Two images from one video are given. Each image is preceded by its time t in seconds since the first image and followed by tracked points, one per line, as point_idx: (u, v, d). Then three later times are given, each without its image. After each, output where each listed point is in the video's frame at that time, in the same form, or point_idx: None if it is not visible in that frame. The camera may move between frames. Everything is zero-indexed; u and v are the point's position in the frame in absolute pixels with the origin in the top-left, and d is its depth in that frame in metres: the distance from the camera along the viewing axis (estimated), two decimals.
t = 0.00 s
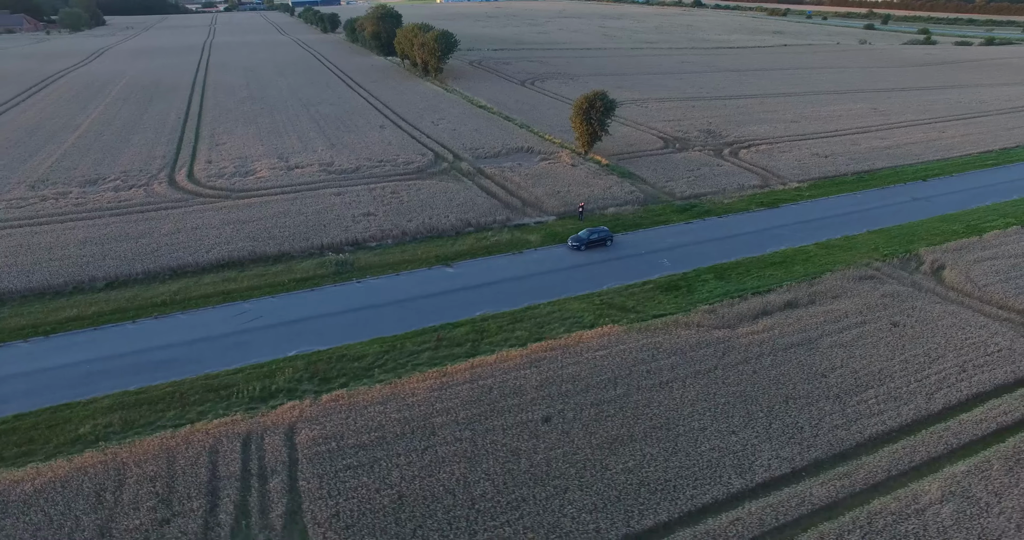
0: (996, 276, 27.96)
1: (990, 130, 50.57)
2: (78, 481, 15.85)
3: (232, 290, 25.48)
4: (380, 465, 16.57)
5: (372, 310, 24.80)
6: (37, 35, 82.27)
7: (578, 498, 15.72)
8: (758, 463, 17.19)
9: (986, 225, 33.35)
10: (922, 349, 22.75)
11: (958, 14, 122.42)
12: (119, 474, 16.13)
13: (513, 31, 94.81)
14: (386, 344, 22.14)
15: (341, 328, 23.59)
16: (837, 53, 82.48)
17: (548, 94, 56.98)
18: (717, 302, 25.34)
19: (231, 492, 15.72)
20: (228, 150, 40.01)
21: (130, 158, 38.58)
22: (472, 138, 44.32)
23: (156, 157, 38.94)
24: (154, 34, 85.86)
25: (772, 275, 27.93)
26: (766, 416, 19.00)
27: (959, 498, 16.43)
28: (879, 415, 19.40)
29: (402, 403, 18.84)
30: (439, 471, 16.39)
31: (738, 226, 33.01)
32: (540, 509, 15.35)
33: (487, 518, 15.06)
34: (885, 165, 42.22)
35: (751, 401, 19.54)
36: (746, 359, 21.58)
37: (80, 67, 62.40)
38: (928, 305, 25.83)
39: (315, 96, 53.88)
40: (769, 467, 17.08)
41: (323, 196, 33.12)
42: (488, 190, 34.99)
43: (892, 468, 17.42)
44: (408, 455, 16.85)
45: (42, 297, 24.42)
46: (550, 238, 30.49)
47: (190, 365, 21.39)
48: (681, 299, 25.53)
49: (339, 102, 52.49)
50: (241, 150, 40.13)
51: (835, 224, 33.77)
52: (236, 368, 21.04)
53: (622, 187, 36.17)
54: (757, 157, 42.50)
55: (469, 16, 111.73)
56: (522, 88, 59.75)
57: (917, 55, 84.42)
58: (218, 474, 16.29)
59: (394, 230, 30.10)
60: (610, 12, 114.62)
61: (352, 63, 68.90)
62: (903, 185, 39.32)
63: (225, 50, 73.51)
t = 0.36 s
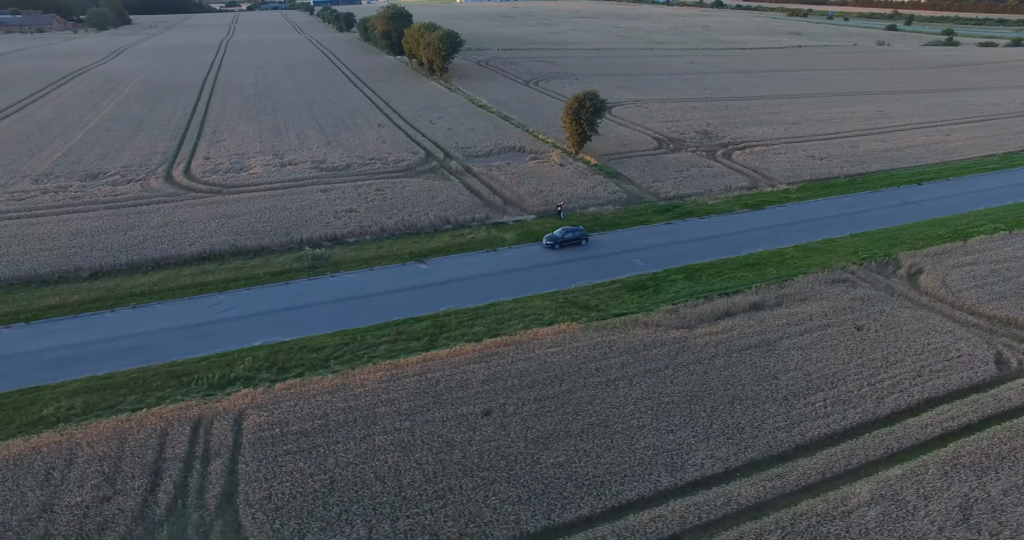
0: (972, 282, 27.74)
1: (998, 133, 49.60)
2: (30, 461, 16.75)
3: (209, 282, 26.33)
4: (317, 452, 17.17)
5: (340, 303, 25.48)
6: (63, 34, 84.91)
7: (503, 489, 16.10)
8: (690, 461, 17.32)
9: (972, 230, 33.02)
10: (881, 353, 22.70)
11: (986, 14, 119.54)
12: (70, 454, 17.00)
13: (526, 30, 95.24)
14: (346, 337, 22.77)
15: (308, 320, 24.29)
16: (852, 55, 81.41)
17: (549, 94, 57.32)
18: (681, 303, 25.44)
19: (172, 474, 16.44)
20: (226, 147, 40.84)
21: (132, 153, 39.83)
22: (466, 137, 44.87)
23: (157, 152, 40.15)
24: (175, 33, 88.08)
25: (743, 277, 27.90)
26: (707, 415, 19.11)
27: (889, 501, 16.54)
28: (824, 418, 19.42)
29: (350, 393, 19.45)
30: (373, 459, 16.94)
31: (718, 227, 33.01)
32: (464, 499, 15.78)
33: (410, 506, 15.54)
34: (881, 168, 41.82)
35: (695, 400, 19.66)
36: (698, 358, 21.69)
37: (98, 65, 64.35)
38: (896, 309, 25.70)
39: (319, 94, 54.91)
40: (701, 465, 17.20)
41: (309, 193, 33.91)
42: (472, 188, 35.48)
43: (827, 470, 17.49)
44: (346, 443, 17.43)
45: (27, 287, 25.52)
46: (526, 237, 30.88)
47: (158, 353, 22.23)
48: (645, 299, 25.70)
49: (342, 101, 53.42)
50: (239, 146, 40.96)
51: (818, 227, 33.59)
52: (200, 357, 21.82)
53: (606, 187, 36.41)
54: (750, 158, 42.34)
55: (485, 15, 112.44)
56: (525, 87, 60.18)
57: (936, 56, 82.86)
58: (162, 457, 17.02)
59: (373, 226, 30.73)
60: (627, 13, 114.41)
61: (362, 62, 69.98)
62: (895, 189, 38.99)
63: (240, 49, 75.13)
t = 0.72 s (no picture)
0: (959, 293, 27.19)
1: (1018, 138, 48.22)
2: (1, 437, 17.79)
3: (196, 273, 27.30)
4: (267, 438, 17.84)
5: (320, 296, 26.18)
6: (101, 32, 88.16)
7: (438, 481, 16.54)
8: (630, 461, 17.43)
9: (970, 239, 32.29)
10: (850, 362, 22.41)
11: None
12: (38, 432, 17.99)
13: (548, 31, 95.54)
14: (318, 328, 23.45)
15: (286, 311, 25.06)
16: (878, 59, 79.82)
17: (559, 94, 57.58)
18: (653, 305, 25.46)
19: (128, 454, 17.24)
20: (235, 143, 41.87)
21: (145, 147, 41.34)
22: (469, 137, 45.44)
23: (169, 146, 41.59)
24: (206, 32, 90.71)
25: (722, 281, 27.74)
26: (657, 417, 19.12)
27: (828, 510, 16.41)
28: (777, 423, 19.27)
29: (309, 382, 20.09)
30: (319, 447, 17.54)
31: (707, 230, 32.84)
32: (399, 489, 16.28)
33: (346, 493, 16.09)
34: (887, 174, 41.09)
35: (647, 402, 19.73)
36: (659, 360, 21.71)
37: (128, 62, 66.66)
38: (875, 318, 25.32)
39: (333, 92, 56.10)
40: (641, 466, 17.29)
41: (306, 189, 34.83)
42: (465, 187, 35.96)
43: (771, 477, 17.37)
44: (296, 430, 18.08)
45: (27, 273, 26.81)
46: (511, 236, 31.23)
47: (138, 338, 23.20)
48: (618, 301, 25.81)
49: (353, 99, 54.51)
50: (247, 143, 41.97)
51: (811, 232, 33.19)
52: (176, 343, 22.71)
53: (600, 188, 36.54)
54: (752, 162, 42.00)
55: (511, 15, 113.09)
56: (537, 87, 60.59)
57: (969, 59, 80.57)
58: (122, 437, 17.85)
59: (362, 222, 31.43)
60: (653, 14, 113.97)
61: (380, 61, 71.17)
62: (898, 195, 38.28)
63: (265, 47, 77.06)
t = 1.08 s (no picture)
0: (968, 310, 26.05)
1: None
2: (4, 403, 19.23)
3: (206, 259, 28.61)
4: (239, 418, 18.75)
5: (318, 286, 27.09)
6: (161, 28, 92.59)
7: (390, 469, 17.13)
8: (583, 462, 17.56)
9: (993, 254, 30.89)
10: (835, 376, 21.82)
11: None
12: (36, 400, 19.36)
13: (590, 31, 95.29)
14: (308, 317, 24.32)
15: (283, 298, 26.06)
16: (931, 64, 76.80)
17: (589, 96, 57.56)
18: (640, 309, 25.37)
19: (112, 425, 18.40)
20: (263, 137, 43.55)
21: (180, 139, 43.41)
22: (490, 136, 45.98)
23: (202, 138, 43.55)
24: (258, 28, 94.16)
25: (717, 288, 27.38)
26: (620, 420, 19.15)
27: (779, 524, 16.11)
28: (744, 433, 18.97)
29: (288, 368, 20.96)
30: (285, 430, 18.37)
31: (712, 236, 32.41)
32: (352, 474, 16.93)
33: (302, 475, 16.87)
34: (916, 185, 39.69)
35: (613, 405, 19.75)
36: (635, 364, 21.66)
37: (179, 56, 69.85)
38: (871, 332, 24.56)
39: (365, 90, 57.55)
40: (593, 468, 17.40)
41: (321, 183, 36.00)
42: (476, 186, 36.45)
43: (726, 487, 17.14)
44: (267, 413, 18.96)
45: (54, 254, 28.67)
46: (512, 235, 31.57)
47: (143, 319, 24.55)
48: (606, 303, 25.82)
49: (384, 96, 55.78)
50: (275, 137, 43.62)
51: (822, 241, 32.38)
52: (176, 325, 23.95)
53: (610, 190, 36.43)
54: (773, 168, 41.21)
55: (556, 14, 113.26)
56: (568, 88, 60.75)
57: None
58: (110, 409, 19.05)
59: (369, 217, 32.32)
60: (700, 16, 112.40)
61: (417, 59, 72.46)
62: (923, 207, 36.95)
63: (310, 44, 79.52)
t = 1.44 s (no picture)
0: (974, 327, 24.97)
1: None
2: (9, 372, 20.71)
3: (216, 248, 29.96)
4: (216, 398, 19.76)
5: (317, 276, 28.09)
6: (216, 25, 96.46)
7: (348, 454, 17.80)
8: (536, 459, 17.79)
9: (1015, 270, 29.48)
10: (814, 389, 21.31)
11: None
12: (38, 371, 20.76)
13: (632, 32, 94.50)
14: (301, 305, 25.28)
15: (282, 287, 27.11)
16: (988, 68, 73.43)
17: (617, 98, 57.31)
18: (626, 312, 25.31)
19: (101, 399, 19.60)
20: (290, 131, 45.07)
21: (213, 131, 45.36)
22: (510, 135, 46.38)
23: (234, 131, 45.40)
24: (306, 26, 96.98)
25: (710, 294, 27.03)
26: (582, 421, 19.25)
27: (723, 534, 15.92)
28: (706, 440, 18.79)
29: (271, 353, 21.90)
30: (256, 411, 19.27)
31: (716, 242, 31.98)
32: (310, 457, 17.68)
33: (263, 455, 17.71)
34: (944, 195, 38.19)
35: (577, 405, 19.88)
36: (607, 366, 21.69)
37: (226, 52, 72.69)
38: (863, 346, 23.83)
39: (396, 87, 58.78)
40: (545, 466, 17.58)
41: (336, 178, 37.13)
42: (486, 184, 36.91)
43: (677, 494, 17.00)
44: (243, 394, 19.93)
45: (79, 236, 30.52)
46: (513, 234, 31.88)
47: (149, 300, 25.96)
48: (593, 304, 25.86)
49: (413, 94, 56.86)
50: (301, 131, 45.10)
51: (831, 251, 31.56)
52: (178, 308, 25.25)
53: (619, 192, 36.32)
54: (793, 174, 40.30)
55: (600, 14, 112.87)
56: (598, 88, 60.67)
57: None
58: (102, 383, 20.29)
59: (376, 212, 33.18)
60: (748, 18, 110.35)
61: (453, 57, 73.43)
62: (949, 219, 35.49)
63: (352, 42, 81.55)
